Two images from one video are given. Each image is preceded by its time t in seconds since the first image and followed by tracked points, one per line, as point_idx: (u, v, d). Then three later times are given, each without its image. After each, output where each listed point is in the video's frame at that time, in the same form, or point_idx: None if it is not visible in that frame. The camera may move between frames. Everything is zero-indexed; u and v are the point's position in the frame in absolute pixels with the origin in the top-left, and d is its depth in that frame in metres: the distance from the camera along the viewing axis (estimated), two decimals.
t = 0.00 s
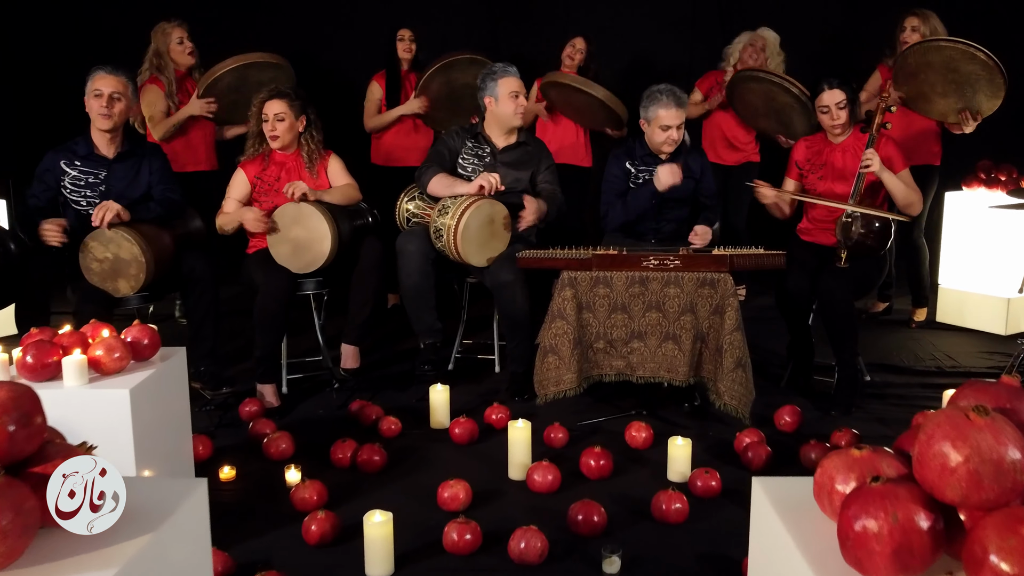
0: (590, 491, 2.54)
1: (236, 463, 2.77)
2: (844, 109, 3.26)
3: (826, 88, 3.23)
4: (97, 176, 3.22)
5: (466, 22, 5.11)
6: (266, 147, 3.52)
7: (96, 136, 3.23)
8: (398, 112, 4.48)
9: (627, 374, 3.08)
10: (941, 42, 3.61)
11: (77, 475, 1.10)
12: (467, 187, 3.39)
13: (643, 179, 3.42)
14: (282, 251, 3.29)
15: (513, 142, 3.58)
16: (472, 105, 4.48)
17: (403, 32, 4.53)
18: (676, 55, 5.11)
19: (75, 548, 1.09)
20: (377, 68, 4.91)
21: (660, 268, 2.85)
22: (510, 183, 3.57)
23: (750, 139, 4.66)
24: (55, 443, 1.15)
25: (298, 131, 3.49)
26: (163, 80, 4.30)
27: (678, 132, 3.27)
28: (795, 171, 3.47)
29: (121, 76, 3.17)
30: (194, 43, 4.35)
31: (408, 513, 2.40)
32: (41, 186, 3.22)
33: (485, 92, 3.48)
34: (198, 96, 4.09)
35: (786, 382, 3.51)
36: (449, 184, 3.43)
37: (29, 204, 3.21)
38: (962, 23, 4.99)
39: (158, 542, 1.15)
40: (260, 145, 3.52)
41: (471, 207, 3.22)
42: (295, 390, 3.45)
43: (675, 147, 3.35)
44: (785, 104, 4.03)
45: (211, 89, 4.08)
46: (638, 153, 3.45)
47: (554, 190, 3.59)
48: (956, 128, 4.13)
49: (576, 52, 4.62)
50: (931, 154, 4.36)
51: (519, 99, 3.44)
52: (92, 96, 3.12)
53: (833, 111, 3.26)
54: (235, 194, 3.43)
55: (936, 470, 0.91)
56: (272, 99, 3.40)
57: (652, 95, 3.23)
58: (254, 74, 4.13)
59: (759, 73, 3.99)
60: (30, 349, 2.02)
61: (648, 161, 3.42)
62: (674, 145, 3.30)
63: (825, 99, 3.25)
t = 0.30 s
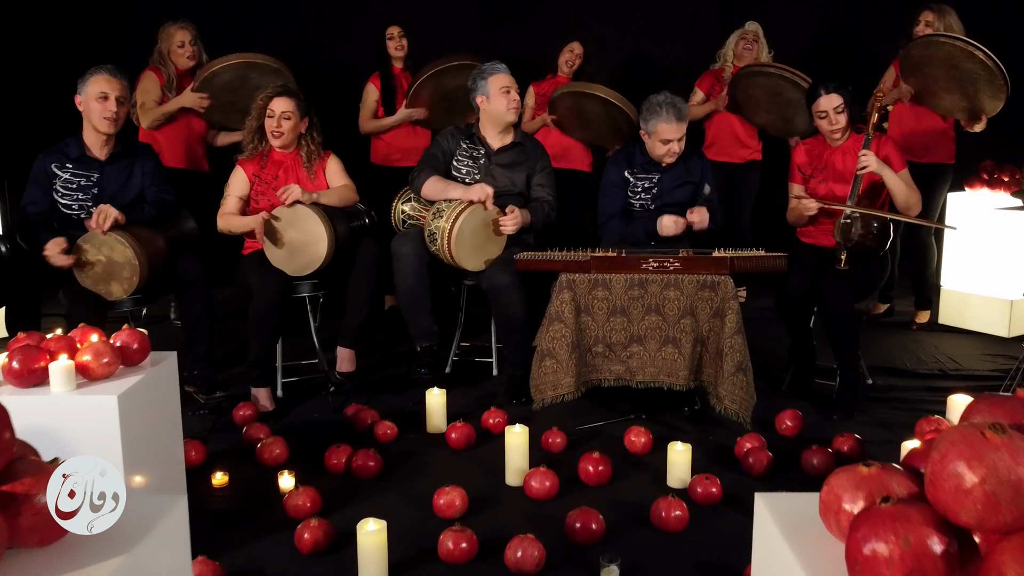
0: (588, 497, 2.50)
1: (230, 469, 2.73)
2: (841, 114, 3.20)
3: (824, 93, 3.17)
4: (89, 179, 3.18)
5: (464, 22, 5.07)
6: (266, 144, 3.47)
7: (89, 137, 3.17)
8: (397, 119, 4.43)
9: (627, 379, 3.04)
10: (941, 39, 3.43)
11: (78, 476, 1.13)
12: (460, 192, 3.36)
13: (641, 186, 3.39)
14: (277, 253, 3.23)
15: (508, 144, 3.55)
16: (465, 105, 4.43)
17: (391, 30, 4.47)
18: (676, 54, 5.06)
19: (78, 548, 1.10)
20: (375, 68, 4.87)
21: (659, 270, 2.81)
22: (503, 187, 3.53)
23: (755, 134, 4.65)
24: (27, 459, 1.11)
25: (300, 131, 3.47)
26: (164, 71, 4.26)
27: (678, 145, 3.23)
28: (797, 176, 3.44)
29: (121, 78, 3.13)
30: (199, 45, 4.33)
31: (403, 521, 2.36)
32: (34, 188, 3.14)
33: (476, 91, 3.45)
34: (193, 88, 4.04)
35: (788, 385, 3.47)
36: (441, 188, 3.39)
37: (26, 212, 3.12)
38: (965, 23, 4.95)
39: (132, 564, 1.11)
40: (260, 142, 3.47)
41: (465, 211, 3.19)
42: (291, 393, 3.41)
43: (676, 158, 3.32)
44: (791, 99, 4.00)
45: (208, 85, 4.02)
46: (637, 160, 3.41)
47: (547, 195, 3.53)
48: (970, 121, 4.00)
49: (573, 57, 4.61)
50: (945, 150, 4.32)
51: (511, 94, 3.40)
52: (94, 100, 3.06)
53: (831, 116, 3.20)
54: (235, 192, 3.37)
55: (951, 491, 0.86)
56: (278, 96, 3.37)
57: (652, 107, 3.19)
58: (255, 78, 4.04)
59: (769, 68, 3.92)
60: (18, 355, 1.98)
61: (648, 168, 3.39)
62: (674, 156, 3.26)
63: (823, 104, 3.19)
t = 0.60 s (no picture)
0: (587, 503, 2.46)
1: (223, 474, 2.69)
2: (850, 114, 3.16)
3: (832, 92, 3.13)
4: (81, 180, 3.14)
5: (462, 22, 5.03)
6: (269, 145, 3.42)
7: (82, 139, 3.13)
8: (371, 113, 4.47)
9: (626, 383, 3.00)
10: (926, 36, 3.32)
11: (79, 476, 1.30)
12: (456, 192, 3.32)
13: (639, 187, 3.35)
14: (273, 255, 3.18)
15: (506, 147, 3.49)
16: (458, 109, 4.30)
17: (386, 33, 4.41)
18: (676, 54, 5.02)
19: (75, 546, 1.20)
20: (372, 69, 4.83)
21: (659, 272, 2.77)
22: (500, 189, 3.49)
23: (753, 137, 4.60)
24: None
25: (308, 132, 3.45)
26: (151, 73, 4.30)
27: (677, 145, 3.19)
28: (794, 170, 3.40)
29: (114, 79, 3.08)
30: (193, 41, 4.28)
31: (399, 528, 2.32)
32: (22, 189, 3.11)
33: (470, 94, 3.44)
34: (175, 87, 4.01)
35: (790, 389, 3.42)
36: (438, 189, 3.35)
37: (11, 210, 3.07)
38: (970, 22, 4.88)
39: None
40: (263, 142, 3.42)
41: (460, 213, 3.16)
42: (286, 397, 3.37)
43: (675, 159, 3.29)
44: (794, 101, 3.94)
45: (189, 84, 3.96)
46: (635, 160, 3.37)
47: (553, 194, 3.49)
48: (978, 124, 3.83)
49: (566, 48, 4.54)
50: (955, 152, 4.30)
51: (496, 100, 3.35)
52: (89, 101, 3.01)
53: (838, 115, 3.16)
54: (232, 191, 3.34)
55: (967, 514, 0.84)
56: (289, 97, 3.35)
57: (652, 105, 3.15)
58: (235, 79, 3.92)
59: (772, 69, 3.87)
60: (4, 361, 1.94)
61: (646, 169, 3.35)
62: (672, 157, 3.23)
63: (830, 103, 3.15)
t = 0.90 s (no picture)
0: (585, 510, 2.42)
1: (217, 480, 2.65)
2: (852, 115, 3.12)
3: (836, 92, 3.09)
4: (74, 180, 3.10)
5: (460, 22, 5.00)
6: (269, 142, 3.36)
7: (71, 139, 3.09)
8: (365, 111, 4.44)
9: (626, 386, 2.96)
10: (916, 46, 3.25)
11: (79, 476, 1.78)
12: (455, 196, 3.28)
13: (638, 185, 3.31)
14: (270, 257, 3.15)
15: (508, 150, 3.46)
16: (448, 111, 4.25)
17: (390, 29, 4.37)
18: (676, 55, 4.98)
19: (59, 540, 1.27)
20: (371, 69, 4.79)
21: (659, 275, 2.73)
22: (502, 191, 3.45)
23: (751, 137, 4.55)
24: None
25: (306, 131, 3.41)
26: (143, 75, 4.27)
27: (673, 141, 3.14)
28: (802, 177, 3.34)
29: (96, 74, 3.06)
30: (184, 38, 4.24)
31: (394, 536, 2.28)
32: (16, 190, 3.08)
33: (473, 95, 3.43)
34: (169, 89, 3.96)
35: (791, 392, 3.38)
36: (435, 191, 3.30)
37: (7, 213, 3.05)
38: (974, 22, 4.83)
39: None
40: (265, 139, 3.35)
41: (461, 215, 3.12)
42: (282, 401, 3.33)
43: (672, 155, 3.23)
44: (798, 108, 3.92)
45: (179, 85, 3.93)
46: (633, 159, 3.33)
47: (549, 202, 3.45)
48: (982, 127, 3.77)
49: (560, 53, 4.51)
50: (957, 152, 4.23)
51: (479, 109, 3.33)
52: (74, 101, 2.98)
53: (842, 116, 3.12)
54: (228, 194, 3.26)
55: (988, 540, 0.81)
56: (299, 96, 3.30)
57: (647, 101, 3.11)
58: (223, 78, 3.87)
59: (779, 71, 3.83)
60: None
61: (643, 166, 3.31)
62: (669, 153, 3.18)
63: (835, 103, 3.11)
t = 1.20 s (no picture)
0: (585, 517, 2.38)
1: (210, 486, 2.61)
2: (854, 109, 3.08)
3: (840, 84, 3.04)
4: (64, 182, 3.07)
5: (458, 21, 4.96)
6: (263, 143, 3.34)
7: (64, 140, 3.06)
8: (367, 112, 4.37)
9: (626, 390, 2.92)
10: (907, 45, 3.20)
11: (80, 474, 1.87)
12: (453, 196, 3.25)
13: (637, 184, 3.27)
14: (264, 260, 3.12)
15: (509, 149, 3.42)
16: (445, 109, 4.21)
17: (395, 30, 4.34)
18: (676, 54, 4.94)
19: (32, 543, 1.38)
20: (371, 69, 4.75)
21: (660, 278, 2.69)
22: (501, 191, 3.42)
23: (753, 137, 4.51)
24: None
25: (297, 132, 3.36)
26: (140, 78, 4.23)
27: (671, 134, 3.10)
28: (805, 176, 3.30)
29: (88, 74, 3.01)
30: (182, 40, 4.19)
31: (390, 544, 2.24)
32: (4, 195, 3.05)
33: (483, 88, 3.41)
34: (163, 100, 3.96)
35: (793, 396, 3.34)
36: (434, 192, 3.28)
37: None
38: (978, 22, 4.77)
39: None
40: (258, 143, 3.32)
41: (459, 216, 3.07)
42: (278, 405, 3.29)
43: (670, 149, 3.18)
44: (797, 100, 3.86)
45: (174, 95, 3.89)
46: (631, 158, 3.29)
47: (553, 198, 3.40)
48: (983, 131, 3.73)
49: (558, 51, 4.46)
50: (959, 155, 4.20)
51: (478, 100, 3.30)
52: (68, 100, 2.94)
53: (844, 109, 3.08)
54: (217, 199, 3.24)
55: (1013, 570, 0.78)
56: (289, 96, 3.30)
57: (643, 94, 3.07)
58: (217, 86, 3.82)
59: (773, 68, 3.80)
60: None
61: (642, 166, 3.27)
62: (667, 147, 3.13)
63: (838, 95, 3.07)
